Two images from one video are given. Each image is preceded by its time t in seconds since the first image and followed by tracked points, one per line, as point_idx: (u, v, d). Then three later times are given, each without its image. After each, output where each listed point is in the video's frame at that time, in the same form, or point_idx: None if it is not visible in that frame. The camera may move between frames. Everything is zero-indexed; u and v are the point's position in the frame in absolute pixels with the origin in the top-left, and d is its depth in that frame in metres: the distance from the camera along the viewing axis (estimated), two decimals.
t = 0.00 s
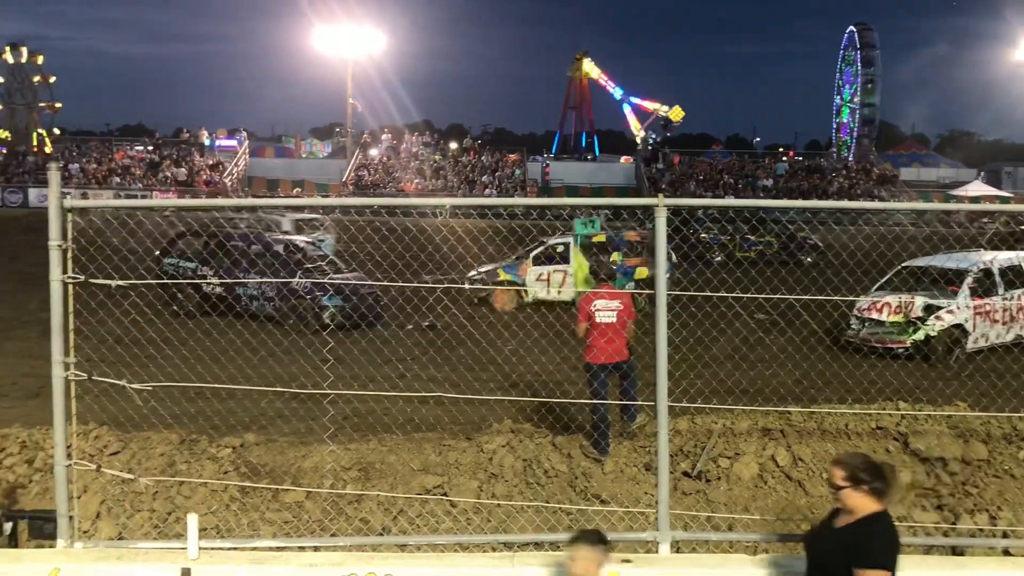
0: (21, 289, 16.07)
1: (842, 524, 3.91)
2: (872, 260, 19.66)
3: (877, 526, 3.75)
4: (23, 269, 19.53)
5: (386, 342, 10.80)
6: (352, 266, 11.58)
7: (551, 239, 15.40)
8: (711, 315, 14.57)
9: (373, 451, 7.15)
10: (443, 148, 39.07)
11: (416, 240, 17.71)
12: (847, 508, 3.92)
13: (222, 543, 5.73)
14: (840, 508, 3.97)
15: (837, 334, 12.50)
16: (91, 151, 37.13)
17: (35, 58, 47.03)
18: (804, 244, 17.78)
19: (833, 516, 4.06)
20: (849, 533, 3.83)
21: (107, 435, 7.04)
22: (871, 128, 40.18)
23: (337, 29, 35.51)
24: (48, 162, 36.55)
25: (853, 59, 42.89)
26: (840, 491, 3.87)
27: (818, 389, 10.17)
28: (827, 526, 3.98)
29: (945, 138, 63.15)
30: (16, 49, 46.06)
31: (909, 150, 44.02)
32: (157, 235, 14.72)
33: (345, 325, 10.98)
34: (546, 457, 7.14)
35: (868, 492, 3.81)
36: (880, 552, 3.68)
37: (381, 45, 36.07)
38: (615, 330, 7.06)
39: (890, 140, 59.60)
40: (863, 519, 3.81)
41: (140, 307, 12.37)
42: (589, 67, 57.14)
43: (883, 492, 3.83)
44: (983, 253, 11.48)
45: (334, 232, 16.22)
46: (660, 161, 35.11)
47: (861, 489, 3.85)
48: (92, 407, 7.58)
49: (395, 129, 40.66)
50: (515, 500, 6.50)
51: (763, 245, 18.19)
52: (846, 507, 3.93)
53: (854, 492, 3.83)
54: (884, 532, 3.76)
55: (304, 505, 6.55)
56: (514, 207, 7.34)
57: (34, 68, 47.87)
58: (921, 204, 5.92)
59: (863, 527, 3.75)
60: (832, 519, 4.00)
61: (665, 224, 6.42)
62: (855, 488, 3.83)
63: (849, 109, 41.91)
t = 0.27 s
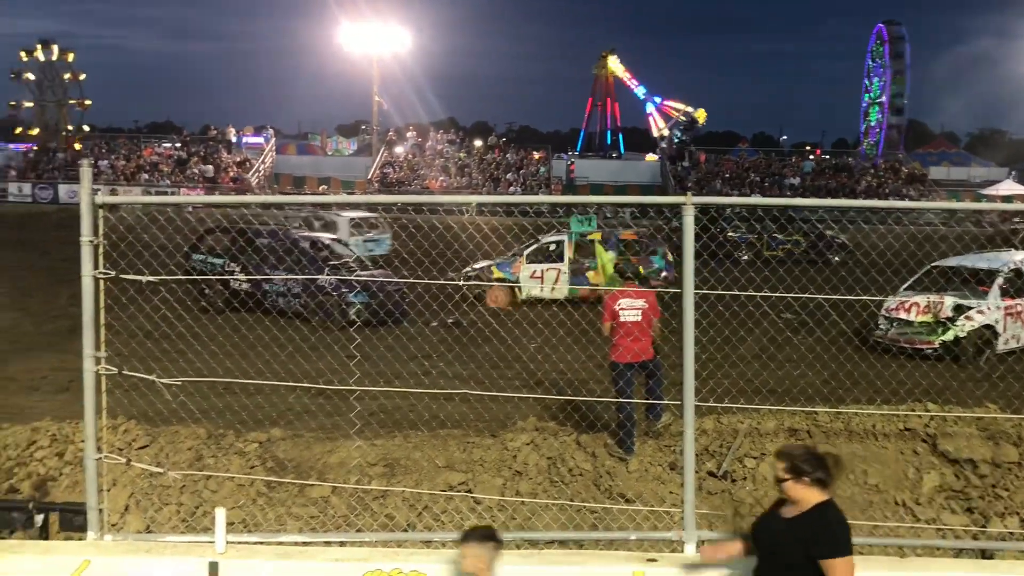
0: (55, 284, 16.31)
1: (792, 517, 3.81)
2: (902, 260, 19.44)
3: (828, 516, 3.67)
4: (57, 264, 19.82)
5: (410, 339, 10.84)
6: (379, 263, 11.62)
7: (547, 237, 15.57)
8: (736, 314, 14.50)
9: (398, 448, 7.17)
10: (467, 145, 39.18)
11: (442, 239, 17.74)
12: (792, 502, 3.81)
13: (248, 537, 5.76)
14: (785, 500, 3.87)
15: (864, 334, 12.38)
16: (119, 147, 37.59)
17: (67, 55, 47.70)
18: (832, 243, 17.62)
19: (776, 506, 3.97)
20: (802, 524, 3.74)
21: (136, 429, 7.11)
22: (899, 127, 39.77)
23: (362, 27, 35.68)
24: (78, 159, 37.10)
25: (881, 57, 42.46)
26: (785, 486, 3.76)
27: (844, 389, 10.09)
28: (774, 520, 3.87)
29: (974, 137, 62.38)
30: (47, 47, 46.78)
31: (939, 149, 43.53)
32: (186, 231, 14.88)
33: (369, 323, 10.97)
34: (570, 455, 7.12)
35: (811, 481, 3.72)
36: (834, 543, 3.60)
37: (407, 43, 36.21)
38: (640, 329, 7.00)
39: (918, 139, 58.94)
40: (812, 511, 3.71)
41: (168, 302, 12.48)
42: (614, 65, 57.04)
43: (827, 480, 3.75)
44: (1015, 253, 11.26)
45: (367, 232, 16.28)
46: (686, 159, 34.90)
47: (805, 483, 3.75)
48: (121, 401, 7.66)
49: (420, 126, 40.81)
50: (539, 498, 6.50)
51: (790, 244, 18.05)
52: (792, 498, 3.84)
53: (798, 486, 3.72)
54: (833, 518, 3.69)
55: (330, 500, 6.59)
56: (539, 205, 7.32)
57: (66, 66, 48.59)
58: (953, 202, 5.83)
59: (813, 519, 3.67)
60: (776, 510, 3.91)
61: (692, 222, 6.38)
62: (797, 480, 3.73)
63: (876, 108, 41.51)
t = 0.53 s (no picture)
0: (92, 278, 16.60)
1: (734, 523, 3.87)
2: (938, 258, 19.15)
3: (765, 523, 3.71)
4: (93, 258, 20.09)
5: (437, 335, 10.86)
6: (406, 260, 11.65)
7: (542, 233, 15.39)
8: (764, 313, 14.40)
9: (426, 444, 7.18)
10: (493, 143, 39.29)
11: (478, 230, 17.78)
12: (735, 508, 3.87)
13: (277, 531, 5.77)
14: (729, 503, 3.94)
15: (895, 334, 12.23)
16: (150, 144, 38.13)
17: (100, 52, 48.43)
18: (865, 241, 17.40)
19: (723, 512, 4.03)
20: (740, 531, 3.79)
21: (168, 422, 7.18)
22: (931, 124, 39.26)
23: (390, 24, 35.86)
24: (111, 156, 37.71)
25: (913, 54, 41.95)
26: (728, 491, 3.83)
27: (873, 390, 9.99)
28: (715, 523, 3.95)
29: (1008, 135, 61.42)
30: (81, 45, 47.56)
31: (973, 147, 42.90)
32: (217, 226, 15.00)
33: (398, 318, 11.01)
34: (598, 453, 7.09)
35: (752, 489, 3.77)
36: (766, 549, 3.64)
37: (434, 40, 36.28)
38: (670, 327, 6.98)
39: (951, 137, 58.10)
40: (750, 517, 3.77)
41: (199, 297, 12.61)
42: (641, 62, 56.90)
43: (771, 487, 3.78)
44: None
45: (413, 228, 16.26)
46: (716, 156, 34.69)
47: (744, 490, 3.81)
48: (153, 395, 7.75)
49: (447, 123, 40.97)
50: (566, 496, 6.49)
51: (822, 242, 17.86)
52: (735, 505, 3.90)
53: (737, 491, 3.79)
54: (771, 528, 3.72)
55: (358, 495, 6.62)
56: (567, 203, 7.29)
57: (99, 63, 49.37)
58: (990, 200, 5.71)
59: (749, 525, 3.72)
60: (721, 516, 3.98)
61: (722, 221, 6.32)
62: (738, 485, 3.79)
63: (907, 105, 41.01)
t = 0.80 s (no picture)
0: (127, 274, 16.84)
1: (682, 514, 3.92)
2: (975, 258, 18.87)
3: (714, 516, 3.74)
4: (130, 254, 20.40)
5: (465, 333, 10.87)
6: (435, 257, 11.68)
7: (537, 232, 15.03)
8: (794, 312, 14.28)
9: (454, 441, 7.20)
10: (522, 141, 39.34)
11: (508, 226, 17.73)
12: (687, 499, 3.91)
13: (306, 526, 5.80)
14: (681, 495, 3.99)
15: (928, 334, 12.10)
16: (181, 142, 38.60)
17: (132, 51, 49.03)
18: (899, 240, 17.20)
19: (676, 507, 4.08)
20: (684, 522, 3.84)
21: (199, 417, 7.25)
22: (965, 122, 38.72)
23: (419, 23, 36.00)
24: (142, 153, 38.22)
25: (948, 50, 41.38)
26: (681, 480, 3.87)
27: (904, 392, 9.88)
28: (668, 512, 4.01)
29: None
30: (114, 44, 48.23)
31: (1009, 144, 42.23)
32: (248, 223, 15.11)
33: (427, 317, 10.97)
34: (626, 452, 7.08)
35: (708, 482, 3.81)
36: (705, 542, 3.67)
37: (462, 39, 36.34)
38: (700, 326, 6.96)
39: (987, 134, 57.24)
40: (699, 509, 3.80)
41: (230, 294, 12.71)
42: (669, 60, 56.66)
43: (721, 483, 3.83)
44: None
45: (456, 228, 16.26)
46: (746, 155, 34.48)
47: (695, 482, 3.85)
48: (185, 390, 7.83)
49: (475, 121, 41.06)
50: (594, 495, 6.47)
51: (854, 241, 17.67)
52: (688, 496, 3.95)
53: (688, 481, 3.83)
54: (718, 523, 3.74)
55: (386, 491, 6.65)
56: (593, 201, 7.22)
57: (131, 62, 50.02)
58: None
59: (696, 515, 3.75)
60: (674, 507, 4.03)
61: (753, 219, 6.25)
62: (691, 476, 3.83)
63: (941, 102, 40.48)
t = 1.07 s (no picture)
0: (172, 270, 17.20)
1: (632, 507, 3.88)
2: None
3: (662, 507, 3.70)
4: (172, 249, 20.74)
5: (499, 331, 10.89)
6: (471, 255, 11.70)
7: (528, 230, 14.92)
8: (831, 311, 14.15)
9: (489, 439, 7.23)
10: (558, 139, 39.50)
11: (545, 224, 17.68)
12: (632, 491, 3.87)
13: (344, 522, 5.83)
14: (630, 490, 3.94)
15: (969, 336, 11.92)
16: (223, 141, 39.51)
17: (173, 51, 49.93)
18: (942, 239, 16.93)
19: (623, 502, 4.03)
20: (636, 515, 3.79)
21: (238, 413, 7.36)
22: (1010, 120, 38.09)
23: (456, 22, 36.13)
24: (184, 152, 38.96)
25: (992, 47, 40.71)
26: (627, 472, 3.84)
27: (945, 393, 9.74)
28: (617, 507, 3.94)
29: None
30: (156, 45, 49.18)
31: None
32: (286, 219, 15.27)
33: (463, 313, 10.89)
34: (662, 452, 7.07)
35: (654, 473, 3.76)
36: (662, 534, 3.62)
37: (497, 38, 36.33)
38: (737, 325, 6.90)
39: None
40: (645, 501, 3.75)
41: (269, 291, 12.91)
42: (705, 58, 56.41)
43: (665, 475, 3.78)
44: None
45: (497, 226, 16.26)
46: (784, 152, 33.92)
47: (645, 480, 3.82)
48: (225, 385, 7.96)
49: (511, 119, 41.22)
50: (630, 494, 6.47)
51: (897, 240, 17.43)
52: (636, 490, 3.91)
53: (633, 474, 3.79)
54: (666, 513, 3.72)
55: (422, 488, 6.69)
56: (630, 199, 7.17)
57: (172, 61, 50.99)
58: None
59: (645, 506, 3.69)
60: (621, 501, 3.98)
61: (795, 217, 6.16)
62: (639, 468, 3.78)
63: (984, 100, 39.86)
